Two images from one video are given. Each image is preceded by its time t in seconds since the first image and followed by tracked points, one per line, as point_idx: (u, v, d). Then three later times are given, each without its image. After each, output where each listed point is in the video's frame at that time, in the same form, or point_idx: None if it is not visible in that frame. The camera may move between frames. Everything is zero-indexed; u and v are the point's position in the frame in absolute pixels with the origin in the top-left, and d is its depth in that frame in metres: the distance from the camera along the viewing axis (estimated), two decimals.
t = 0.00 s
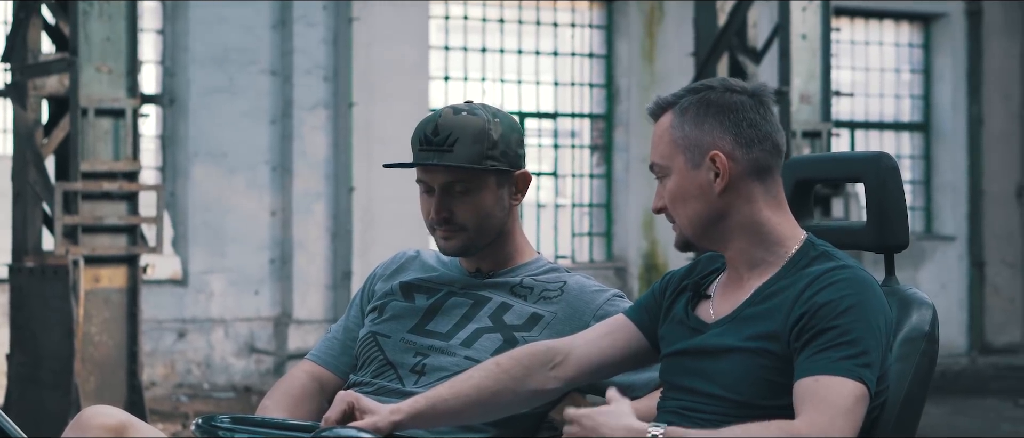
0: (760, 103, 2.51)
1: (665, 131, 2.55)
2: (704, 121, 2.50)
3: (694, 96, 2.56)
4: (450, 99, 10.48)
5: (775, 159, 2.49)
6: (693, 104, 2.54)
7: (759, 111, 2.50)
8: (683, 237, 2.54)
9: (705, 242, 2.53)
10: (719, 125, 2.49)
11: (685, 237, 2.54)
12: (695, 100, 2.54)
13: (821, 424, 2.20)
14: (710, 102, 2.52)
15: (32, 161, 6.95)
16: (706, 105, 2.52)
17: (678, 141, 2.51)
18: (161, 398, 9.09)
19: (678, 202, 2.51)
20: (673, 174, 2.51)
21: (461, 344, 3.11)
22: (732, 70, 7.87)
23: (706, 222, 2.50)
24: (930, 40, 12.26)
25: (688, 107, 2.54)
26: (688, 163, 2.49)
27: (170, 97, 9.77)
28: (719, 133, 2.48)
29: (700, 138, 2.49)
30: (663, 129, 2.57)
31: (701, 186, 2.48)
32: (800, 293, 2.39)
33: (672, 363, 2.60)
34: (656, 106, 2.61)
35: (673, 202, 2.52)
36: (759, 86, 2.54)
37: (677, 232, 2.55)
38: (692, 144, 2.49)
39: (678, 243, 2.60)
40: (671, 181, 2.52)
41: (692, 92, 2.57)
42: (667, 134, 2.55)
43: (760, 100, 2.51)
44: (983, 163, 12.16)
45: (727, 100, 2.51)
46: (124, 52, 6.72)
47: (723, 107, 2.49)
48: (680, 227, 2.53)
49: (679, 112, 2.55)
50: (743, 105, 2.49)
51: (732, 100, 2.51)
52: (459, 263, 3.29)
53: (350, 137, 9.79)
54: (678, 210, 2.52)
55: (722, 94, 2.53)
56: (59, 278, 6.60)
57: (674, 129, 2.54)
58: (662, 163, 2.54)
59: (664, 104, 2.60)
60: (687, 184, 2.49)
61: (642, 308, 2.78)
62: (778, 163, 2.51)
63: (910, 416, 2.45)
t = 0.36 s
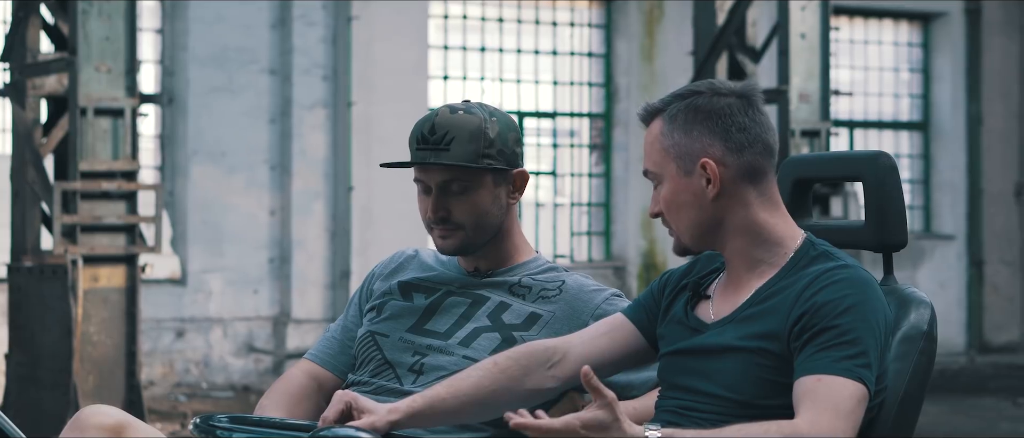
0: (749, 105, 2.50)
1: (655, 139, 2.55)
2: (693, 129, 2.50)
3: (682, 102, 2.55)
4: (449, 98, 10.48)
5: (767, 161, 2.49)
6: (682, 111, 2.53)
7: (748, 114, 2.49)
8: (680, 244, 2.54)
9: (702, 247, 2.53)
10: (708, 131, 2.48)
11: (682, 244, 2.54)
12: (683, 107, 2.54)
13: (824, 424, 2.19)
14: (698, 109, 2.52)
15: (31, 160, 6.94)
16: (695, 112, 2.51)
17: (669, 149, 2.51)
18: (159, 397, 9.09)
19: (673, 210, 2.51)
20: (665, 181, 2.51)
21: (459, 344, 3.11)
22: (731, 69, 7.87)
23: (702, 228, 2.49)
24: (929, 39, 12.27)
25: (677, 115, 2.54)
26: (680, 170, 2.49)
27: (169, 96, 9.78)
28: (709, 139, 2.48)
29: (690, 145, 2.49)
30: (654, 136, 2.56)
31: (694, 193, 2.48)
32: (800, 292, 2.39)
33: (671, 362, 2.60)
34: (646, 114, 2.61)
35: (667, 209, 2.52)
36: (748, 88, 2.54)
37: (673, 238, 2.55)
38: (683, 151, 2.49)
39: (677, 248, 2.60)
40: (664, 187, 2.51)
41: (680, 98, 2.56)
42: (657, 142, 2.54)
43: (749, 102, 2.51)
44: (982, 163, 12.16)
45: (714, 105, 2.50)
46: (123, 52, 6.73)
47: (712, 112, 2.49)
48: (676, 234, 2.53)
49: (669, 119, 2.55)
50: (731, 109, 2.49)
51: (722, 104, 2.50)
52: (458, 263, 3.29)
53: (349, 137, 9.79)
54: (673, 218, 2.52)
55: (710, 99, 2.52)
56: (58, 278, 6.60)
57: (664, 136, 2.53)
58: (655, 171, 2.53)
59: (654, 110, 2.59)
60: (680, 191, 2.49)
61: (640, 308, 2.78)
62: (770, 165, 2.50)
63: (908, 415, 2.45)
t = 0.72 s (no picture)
0: (742, 106, 2.49)
1: (650, 139, 2.55)
2: (685, 129, 2.50)
3: (676, 101, 2.55)
4: (444, 98, 10.48)
5: (759, 161, 2.49)
6: (675, 111, 2.53)
7: (740, 114, 2.48)
8: (673, 242, 2.55)
9: (694, 246, 2.53)
10: (699, 132, 2.48)
11: (675, 244, 2.55)
12: (676, 107, 2.53)
13: (816, 423, 2.20)
14: (691, 109, 2.51)
15: (25, 161, 6.93)
16: (686, 112, 2.51)
17: (661, 150, 2.52)
18: (154, 398, 9.07)
19: (665, 210, 2.52)
20: (658, 180, 2.52)
21: (454, 343, 3.12)
22: (726, 69, 7.86)
23: (692, 229, 2.50)
24: (923, 39, 12.29)
25: (670, 115, 2.54)
26: (672, 170, 2.49)
27: (163, 96, 9.76)
28: (699, 140, 2.48)
29: (682, 146, 2.49)
30: (647, 135, 2.56)
31: (685, 193, 2.49)
32: (793, 292, 2.39)
33: (666, 363, 2.60)
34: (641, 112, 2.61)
35: (659, 209, 2.53)
36: (742, 87, 2.53)
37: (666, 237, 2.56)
38: (675, 152, 2.49)
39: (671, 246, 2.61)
40: (657, 186, 2.52)
41: (673, 97, 2.56)
42: (651, 141, 2.55)
43: (742, 103, 2.50)
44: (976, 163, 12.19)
45: (706, 105, 2.50)
46: (117, 52, 6.72)
47: (703, 113, 2.48)
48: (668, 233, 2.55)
49: (662, 119, 2.55)
50: (723, 109, 2.48)
51: (714, 105, 2.49)
52: (453, 263, 3.29)
53: (343, 137, 9.77)
54: (665, 217, 2.53)
55: (703, 99, 2.51)
56: (53, 278, 6.58)
57: (658, 136, 2.53)
58: (648, 170, 2.54)
59: (649, 109, 2.59)
60: (671, 191, 2.50)
61: (635, 309, 2.79)
62: (763, 165, 2.50)
63: (903, 415, 2.45)
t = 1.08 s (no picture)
0: (732, 107, 2.50)
1: (640, 140, 2.56)
2: (675, 130, 2.51)
3: (667, 103, 2.56)
4: (436, 99, 10.49)
5: (750, 162, 2.49)
6: (665, 112, 2.54)
7: (729, 115, 2.49)
8: (664, 243, 2.55)
9: (686, 247, 2.54)
10: (688, 133, 2.49)
11: (667, 244, 2.55)
12: (667, 108, 2.54)
13: (806, 423, 2.20)
14: (681, 110, 2.52)
15: (17, 162, 6.90)
16: (676, 113, 2.52)
17: (651, 151, 2.52)
18: (147, 399, 9.06)
19: (656, 211, 2.53)
20: (648, 182, 2.53)
21: (445, 342, 3.12)
22: (718, 70, 7.87)
23: (683, 230, 2.51)
24: (916, 39, 12.30)
25: (660, 116, 2.54)
26: (662, 171, 2.50)
27: (156, 98, 9.76)
28: (689, 141, 2.49)
29: (672, 147, 2.50)
30: (638, 136, 2.57)
31: (675, 194, 2.49)
32: (785, 292, 2.39)
33: (658, 363, 2.61)
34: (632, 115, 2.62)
35: (650, 210, 2.53)
36: (732, 88, 2.54)
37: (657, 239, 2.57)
38: (666, 153, 2.50)
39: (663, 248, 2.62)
40: (648, 188, 2.53)
41: (664, 99, 2.57)
42: (642, 142, 2.55)
43: (733, 103, 2.51)
44: (968, 164, 12.22)
45: (696, 107, 2.51)
46: (110, 53, 6.72)
47: (693, 114, 2.49)
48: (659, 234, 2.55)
49: (652, 120, 2.56)
50: (713, 110, 2.49)
51: (703, 106, 2.50)
52: (445, 263, 3.29)
53: (336, 139, 9.78)
54: (656, 218, 2.53)
55: (693, 101, 2.52)
56: (44, 280, 6.53)
57: (648, 137, 2.54)
58: (638, 172, 2.55)
59: (640, 111, 2.60)
60: (661, 191, 2.50)
61: (627, 310, 2.79)
62: (753, 166, 2.51)
63: (894, 415, 2.46)
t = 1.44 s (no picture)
0: (724, 108, 2.51)
1: (632, 140, 2.57)
2: (667, 131, 2.51)
3: (659, 103, 2.56)
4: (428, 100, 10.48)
5: (741, 163, 2.50)
6: (657, 113, 2.54)
7: (721, 115, 2.50)
8: (656, 243, 2.56)
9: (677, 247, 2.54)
10: (679, 134, 2.50)
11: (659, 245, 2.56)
12: (659, 109, 2.55)
13: (797, 424, 2.21)
14: (673, 111, 2.52)
15: (9, 164, 6.88)
16: (669, 114, 2.53)
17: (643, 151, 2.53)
18: (138, 401, 9.03)
19: (647, 212, 2.53)
20: (640, 181, 2.53)
21: (437, 340, 3.12)
22: (710, 72, 7.88)
23: (675, 230, 2.51)
24: (907, 40, 12.32)
25: (652, 117, 2.55)
26: (654, 171, 2.51)
27: (148, 99, 9.78)
28: (681, 141, 2.49)
29: (664, 148, 2.51)
30: (630, 137, 2.58)
31: (667, 194, 2.50)
32: (776, 293, 2.40)
33: (650, 364, 2.61)
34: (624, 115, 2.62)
35: (641, 210, 2.54)
36: (724, 90, 2.54)
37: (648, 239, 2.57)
38: (657, 153, 2.51)
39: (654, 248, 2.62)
40: (639, 188, 2.53)
41: (656, 99, 2.57)
42: (634, 143, 2.56)
43: (724, 104, 2.51)
44: (960, 165, 12.24)
45: (689, 107, 2.51)
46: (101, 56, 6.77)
47: (685, 114, 2.50)
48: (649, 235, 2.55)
49: (644, 121, 2.56)
50: (705, 111, 2.50)
51: (696, 107, 2.51)
52: (437, 262, 3.29)
53: (328, 140, 9.78)
54: (647, 219, 2.54)
55: (685, 101, 2.53)
56: (36, 282, 6.51)
57: (640, 138, 2.55)
58: (629, 172, 2.56)
59: (632, 111, 2.61)
60: (653, 192, 2.51)
61: (619, 311, 2.79)
62: (745, 168, 2.51)
63: (886, 416, 2.46)
